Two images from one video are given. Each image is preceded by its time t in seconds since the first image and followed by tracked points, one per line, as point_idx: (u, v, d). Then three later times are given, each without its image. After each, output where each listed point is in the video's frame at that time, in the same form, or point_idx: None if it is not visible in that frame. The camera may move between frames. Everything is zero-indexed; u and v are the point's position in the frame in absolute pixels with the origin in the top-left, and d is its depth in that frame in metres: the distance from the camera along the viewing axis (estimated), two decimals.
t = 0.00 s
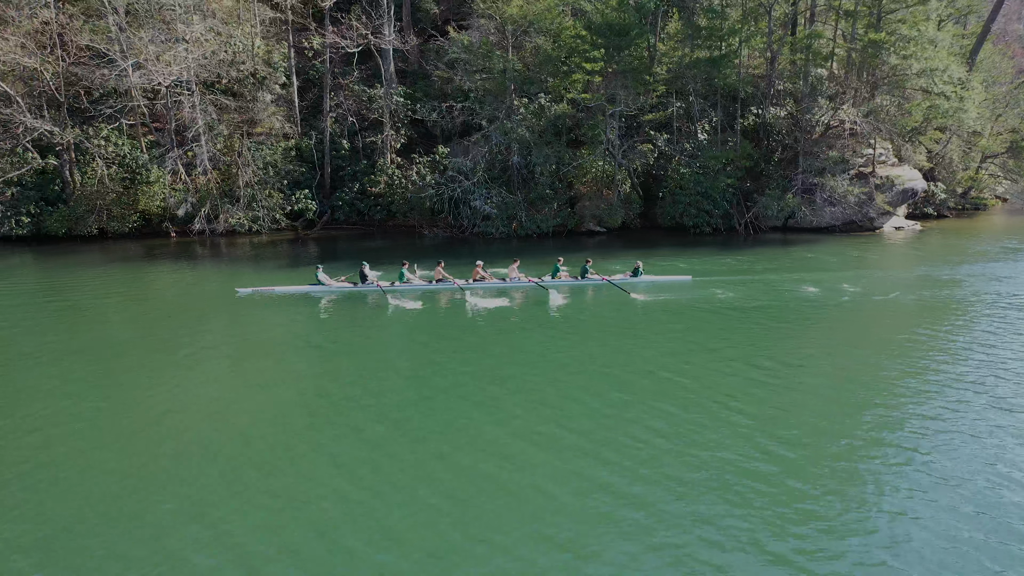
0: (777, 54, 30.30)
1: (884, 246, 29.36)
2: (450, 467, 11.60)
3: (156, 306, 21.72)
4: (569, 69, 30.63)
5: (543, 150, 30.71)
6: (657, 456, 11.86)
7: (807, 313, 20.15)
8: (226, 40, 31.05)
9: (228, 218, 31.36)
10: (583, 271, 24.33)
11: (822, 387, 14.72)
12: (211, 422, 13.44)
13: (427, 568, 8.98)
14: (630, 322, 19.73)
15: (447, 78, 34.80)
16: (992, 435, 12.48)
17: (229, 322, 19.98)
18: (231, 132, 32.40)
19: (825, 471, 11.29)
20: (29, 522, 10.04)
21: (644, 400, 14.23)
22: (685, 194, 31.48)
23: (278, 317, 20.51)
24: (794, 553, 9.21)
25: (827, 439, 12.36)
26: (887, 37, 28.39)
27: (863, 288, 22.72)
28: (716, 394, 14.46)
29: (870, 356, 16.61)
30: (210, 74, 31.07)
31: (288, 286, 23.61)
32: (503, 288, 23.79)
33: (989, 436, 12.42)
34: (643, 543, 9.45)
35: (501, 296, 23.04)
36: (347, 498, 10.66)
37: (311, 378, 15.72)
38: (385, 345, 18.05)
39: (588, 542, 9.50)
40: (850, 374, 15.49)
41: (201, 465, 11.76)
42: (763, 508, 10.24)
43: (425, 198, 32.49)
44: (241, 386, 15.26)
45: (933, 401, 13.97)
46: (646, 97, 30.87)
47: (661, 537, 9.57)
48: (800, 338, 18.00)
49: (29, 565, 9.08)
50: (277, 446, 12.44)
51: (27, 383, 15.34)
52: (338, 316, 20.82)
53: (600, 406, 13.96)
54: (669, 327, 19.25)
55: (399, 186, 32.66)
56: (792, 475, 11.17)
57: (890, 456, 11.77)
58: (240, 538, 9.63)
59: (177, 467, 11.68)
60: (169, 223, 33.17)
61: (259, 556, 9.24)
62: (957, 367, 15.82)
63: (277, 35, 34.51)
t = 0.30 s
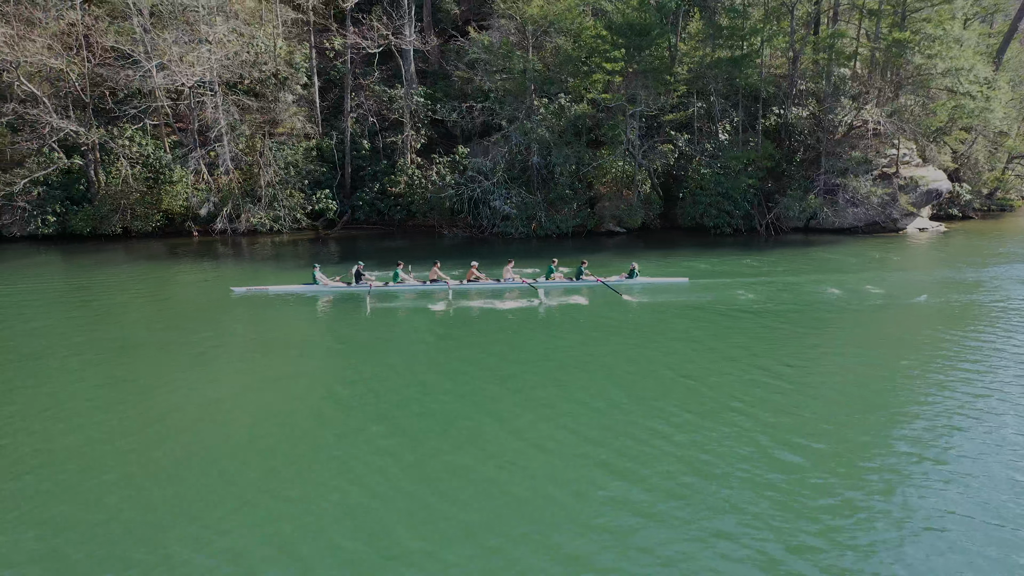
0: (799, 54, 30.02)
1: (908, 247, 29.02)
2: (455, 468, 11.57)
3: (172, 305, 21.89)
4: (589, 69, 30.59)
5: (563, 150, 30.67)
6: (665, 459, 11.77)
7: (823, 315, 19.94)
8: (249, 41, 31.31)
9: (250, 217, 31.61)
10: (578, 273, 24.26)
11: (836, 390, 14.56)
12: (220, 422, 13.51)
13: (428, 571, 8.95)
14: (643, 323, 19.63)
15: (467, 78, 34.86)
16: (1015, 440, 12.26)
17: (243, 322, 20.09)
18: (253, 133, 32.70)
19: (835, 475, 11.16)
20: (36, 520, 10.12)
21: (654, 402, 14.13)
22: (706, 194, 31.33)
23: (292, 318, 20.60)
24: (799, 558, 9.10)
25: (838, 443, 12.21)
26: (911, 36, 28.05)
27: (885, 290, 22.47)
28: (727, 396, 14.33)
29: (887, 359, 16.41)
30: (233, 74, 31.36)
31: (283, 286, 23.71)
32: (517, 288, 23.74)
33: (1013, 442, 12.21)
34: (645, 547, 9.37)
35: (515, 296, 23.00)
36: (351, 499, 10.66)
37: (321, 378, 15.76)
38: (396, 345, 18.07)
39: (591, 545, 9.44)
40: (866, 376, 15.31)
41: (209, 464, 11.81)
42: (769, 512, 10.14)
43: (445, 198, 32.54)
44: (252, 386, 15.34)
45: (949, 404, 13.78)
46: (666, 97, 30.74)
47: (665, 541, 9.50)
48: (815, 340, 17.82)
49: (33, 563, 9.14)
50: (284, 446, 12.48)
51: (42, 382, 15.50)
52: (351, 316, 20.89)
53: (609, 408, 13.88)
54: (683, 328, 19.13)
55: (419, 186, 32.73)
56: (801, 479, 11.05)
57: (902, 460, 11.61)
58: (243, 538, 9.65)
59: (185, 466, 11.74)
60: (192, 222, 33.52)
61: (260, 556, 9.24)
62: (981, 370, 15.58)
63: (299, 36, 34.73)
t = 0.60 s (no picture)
0: (823, 53, 29.74)
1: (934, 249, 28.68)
2: (483, 468, 11.56)
3: (196, 304, 22.00)
4: (611, 69, 30.53)
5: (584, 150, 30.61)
6: (691, 461, 11.69)
7: (848, 318, 19.77)
8: (272, 42, 31.58)
9: (273, 217, 31.86)
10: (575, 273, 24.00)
11: (863, 394, 14.40)
12: (249, 420, 13.57)
13: (457, 571, 8.93)
14: (666, 325, 19.55)
15: (488, 78, 34.90)
16: None
17: (266, 321, 20.17)
18: (276, 133, 33.01)
19: (865, 479, 11.04)
20: (66, 516, 10.17)
21: (684, 403, 14.08)
22: (728, 195, 31.21)
23: (315, 317, 20.66)
24: (831, 562, 9.00)
25: (867, 447, 12.07)
26: (937, 35, 27.66)
27: (912, 291, 22.28)
28: (752, 399, 14.21)
29: (914, 362, 16.24)
30: (256, 75, 31.63)
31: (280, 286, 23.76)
32: (539, 289, 23.68)
33: None
34: (680, 548, 9.34)
35: (537, 296, 22.97)
36: (378, 498, 10.66)
37: (346, 378, 15.79)
38: (419, 345, 18.08)
39: (620, 546, 9.40)
40: (896, 380, 15.14)
41: (236, 462, 11.85)
42: (799, 515, 10.04)
43: (466, 198, 32.64)
44: (277, 384, 15.40)
45: (978, 409, 13.62)
46: (688, 97, 30.62)
47: (695, 543, 9.43)
48: (841, 342, 17.67)
49: (65, 559, 9.19)
50: (310, 444, 12.50)
51: (69, 379, 15.61)
52: (374, 316, 20.93)
53: (634, 409, 13.82)
54: (706, 330, 19.02)
55: (440, 186, 32.83)
56: (831, 482, 10.93)
57: (933, 463, 11.48)
58: (272, 537, 9.67)
59: (212, 464, 11.79)
60: (215, 221, 33.85)
61: (290, 555, 9.26)
62: (1009, 374, 15.38)
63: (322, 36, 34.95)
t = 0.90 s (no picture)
0: (846, 53, 29.43)
1: (960, 250, 28.32)
2: (497, 467, 11.60)
3: (212, 304, 22.14)
4: (632, 69, 29.95)
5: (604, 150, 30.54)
6: (700, 464, 11.57)
7: (865, 320, 19.55)
8: (295, 42, 31.80)
9: (294, 216, 32.10)
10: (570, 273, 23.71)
11: (877, 397, 14.22)
12: (266, 417, 13.70)
13: (465, 571, 8.95)
14: (684, 325, 19.48)
15: (509, 78, 34.90)
16: None
17: (281, 320, 20.29)
18: (297, 133, 33.20)
19: (878, 483, 10.87)
20: (76, 513, 10.27)
21: (702, 404, 14.04)
22: (749, 196, 31.03)
23: (329, 317, 20.74)
24: (839, 570, 8.85)
25: (879, 450, 11.90)
26: (963, 34, 27.25)
27: (937, 293, 21.99)
28: (771, 400, 14.13)
29: (931, 365, 16.02)
30: (278, 75, 31.85)
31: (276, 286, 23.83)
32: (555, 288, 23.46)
33: None
34: (689, 549, 9.33)
35: (555, 296, 22.94)
36: (390, 496, 10.70)
37: (356, 377, 15.81)
38: (431, 346, 18.09)
39: (625, 551, 9.31)
40: (918, 382, 14.99)
41: (242, 462, 11.89)
42: (808, 520, 9.89)
43: (485, 198, 32.71)
44: (287, 383, 15.45)
45: (996, 413, 13.41)
46: (709, 97, 30.46)
47: (701, 550, 9.31)
48: (860, 344, 17.49)
49: (70, 557, 9.27)
50: (319, 444, 12.55)
51: (83, 377, 15.76)
52: (387, 316, 20.98)
53: (643, 411, 13.73)
54: (720, 332, 18.89)
55: (460, 186, 32.91)
56: (843, 487, 10.76)
57: (946, 468, 11.30)
58: (275, 537, 9.68)
59: (220, 463, 11.83)
60: (237, 220, 34.17)
61: (291, 556, 9.27)
62: None
63: (344, 37, 35.12)
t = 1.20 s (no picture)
0: (870, 52, 29.13)
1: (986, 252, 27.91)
2: (511, 466, 11.62)
3: (226, 303, 22.27)
4: (654, 68, 29.99)
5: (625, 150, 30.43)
6: (707, 467, 11.46)
7: (881, 322, 19.34)
8: (316, 43, 32.00)
9: (315, 215, 32.27)
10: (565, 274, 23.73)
11: (889, 400, 14.05)
12: (282, 415, 13.83)
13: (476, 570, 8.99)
14: (704, 327, 19.38)
15: (529, 78, 34.87)
16: None
17: (300, 319, 20.43)
18: (319, 133, 33.28)
19: (887, 488, 10.71)
20: (95, 508, 10.45)
21: (720, 405, 13.97)
22: (770, 197, 30.83)
23: (342, 317, 20.81)
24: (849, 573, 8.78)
25: (889, 455, 11.74)
26: (990, 33, 26.90)
27: (963, 295, 21.72)
28: (790, 402, 14.04)
29: (950, 368, 15.82)
30: (300, 75, 32.03)
31: (272, 285, 23.97)
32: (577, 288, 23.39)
33: None
34: (698, 549, 9.33)
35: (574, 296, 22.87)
36: (403, 494, 10.77)
37: (371, 376, 15.89)
38: (449, 345, 18.14)
39: (627, 555, 9.24)
40: (941, 385, 14.80)
41: (253, 460, 11.95)
42: (815, 525, 9.77)
43: (505, 198, 32.75)
44: (297, 382, 15.50)
45: (1011, 417, 13.21)
46: (731, 97, 30.29)
47: (704, 554, 9.22)
48: (882, 347, 17.30)
49: (74, 554, 9.33)
50: (334, 441, 12.66)
51: (104, 374, 15.99)
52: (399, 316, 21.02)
53: (651, 412, 13.65)
54: (733, 333, 18.75)
55: (480, 186, 32.97)
56: (851, 492, 10.61)
57: (958, 474, 11.12)
58: (282, 535, 9.72)
59: (226, 462, 11.88)
60: (259, 220, 34.46)
61: (293, 556, 9.30)
62: None
63: (365, 37, 35.27)
